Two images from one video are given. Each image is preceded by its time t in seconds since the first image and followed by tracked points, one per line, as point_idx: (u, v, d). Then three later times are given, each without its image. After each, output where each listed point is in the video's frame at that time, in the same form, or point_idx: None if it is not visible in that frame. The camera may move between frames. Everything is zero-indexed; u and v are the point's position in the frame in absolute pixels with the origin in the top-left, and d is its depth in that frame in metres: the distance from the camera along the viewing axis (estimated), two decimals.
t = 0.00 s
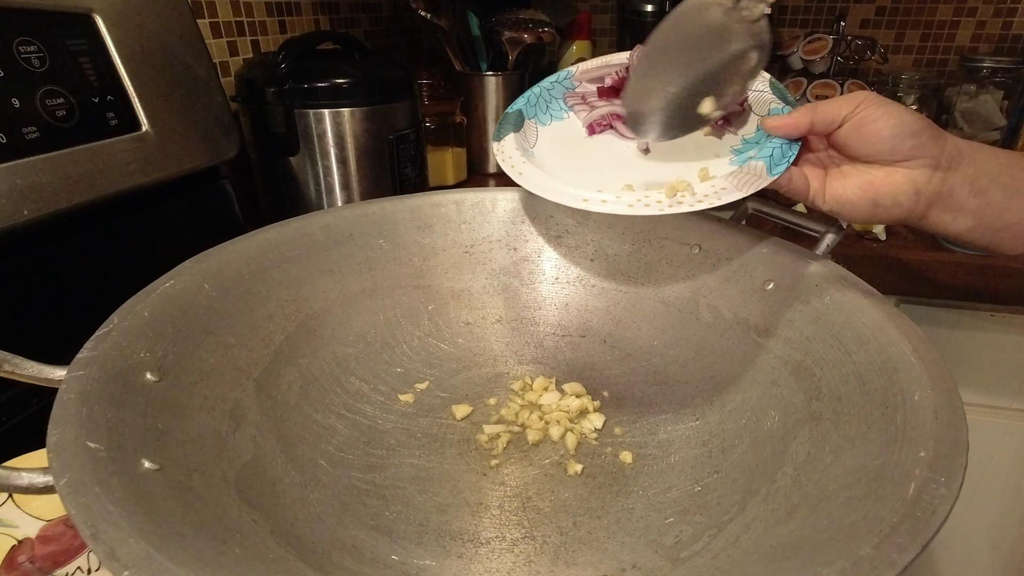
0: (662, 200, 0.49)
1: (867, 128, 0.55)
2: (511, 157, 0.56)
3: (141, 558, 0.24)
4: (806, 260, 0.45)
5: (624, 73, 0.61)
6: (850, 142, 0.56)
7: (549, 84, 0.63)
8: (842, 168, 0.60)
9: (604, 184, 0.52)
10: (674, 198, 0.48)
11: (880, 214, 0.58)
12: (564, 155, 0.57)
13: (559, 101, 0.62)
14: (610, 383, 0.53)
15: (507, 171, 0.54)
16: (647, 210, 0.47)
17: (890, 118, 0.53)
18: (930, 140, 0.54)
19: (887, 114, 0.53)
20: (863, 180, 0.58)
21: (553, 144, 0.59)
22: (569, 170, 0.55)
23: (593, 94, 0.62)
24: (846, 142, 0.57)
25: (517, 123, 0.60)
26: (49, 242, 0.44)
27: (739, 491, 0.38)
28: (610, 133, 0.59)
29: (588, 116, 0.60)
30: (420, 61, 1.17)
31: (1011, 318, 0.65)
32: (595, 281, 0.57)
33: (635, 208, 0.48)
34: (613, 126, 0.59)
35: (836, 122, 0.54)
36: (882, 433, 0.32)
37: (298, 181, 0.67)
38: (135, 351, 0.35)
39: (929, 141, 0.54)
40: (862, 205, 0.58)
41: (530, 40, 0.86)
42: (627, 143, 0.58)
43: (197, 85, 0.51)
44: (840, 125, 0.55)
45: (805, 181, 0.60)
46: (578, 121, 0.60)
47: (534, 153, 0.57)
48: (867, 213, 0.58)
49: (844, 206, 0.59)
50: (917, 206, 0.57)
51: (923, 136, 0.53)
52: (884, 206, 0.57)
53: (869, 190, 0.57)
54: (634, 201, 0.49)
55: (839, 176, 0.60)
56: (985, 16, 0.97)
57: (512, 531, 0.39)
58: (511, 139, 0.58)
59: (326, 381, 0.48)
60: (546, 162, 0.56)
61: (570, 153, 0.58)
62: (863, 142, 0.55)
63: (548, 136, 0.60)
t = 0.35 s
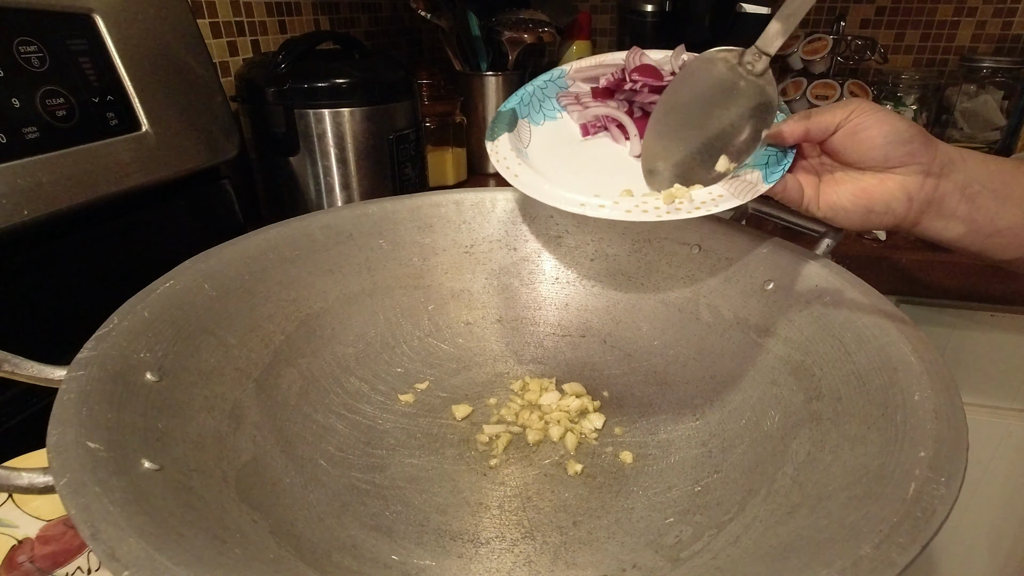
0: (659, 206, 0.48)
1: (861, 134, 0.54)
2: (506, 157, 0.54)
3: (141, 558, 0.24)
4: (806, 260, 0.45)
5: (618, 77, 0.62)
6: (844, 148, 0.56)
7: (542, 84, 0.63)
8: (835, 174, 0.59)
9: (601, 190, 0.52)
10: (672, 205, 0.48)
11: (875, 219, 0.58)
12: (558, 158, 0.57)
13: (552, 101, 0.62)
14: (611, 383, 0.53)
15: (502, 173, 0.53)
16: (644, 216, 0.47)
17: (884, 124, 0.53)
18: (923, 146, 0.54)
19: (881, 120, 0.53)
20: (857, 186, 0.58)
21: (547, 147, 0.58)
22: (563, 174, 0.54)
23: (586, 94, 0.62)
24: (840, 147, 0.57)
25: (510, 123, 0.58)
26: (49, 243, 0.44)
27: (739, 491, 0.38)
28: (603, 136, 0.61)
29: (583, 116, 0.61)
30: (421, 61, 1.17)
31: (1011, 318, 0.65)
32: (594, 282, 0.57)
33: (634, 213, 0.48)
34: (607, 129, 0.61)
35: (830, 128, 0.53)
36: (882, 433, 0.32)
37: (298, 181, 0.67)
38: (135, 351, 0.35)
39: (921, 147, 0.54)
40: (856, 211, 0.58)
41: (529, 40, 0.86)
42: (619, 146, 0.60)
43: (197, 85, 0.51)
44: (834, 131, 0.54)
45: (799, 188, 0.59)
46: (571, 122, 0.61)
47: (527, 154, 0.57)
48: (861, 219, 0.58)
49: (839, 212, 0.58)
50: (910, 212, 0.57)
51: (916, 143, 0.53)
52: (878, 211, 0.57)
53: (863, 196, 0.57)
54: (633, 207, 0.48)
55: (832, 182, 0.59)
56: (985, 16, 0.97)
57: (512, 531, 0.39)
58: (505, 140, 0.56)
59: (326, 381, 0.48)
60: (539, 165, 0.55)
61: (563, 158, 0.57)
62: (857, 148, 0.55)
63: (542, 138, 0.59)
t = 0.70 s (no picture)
0: (665, 197, 0.48)
1: (867, 125, 0.54)
2: (506, 145, 0.55)
3: (141, 558, 0.24)
4: (806, 260, 0.45)
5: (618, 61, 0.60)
6: (849, 139, 0.56)
7: (539, 69, 0.61)
8: (839, 164, 0.60)
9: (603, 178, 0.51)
10: (678, 196, 0.48)
11: (880, 210, 0.58)
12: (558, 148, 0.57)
13: (550, 87, 0.61)
14: (610, 383, 0.53)
15: (504, 162, 0.53)
16: (651, 207, 0.47)
17: (891, 115, 0.53)
18: (928, 137, 0.54)
19: (887, 111, 0.53)
20: (862, 176, 0.58)
21: (547, 135, 0.58)
22: (564, 162, 0.54)
23: (586, 79, 0.61)
24: (844, 138, 0.56)
25: (507, 110, 0.59)
26: (49, 243, 0.44)
27: (739, 491, 0.38)
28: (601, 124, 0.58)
29: (581, 104, 0.60)
30: (421, 62, 1.17)
31: (1012, 318, 0.65)
32: (594, 281, 0.57)
33: (640, 204, 0.47)
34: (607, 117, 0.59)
35: (836, 118, 0.53)
36: (882, 433, 0.32)
37: (299, 182, 0.67)
38: (135, 351, 0.35)
39: (927, 138, 0.54)
40: (861, 201, 0.58)
41: (529, 39, 0.86)
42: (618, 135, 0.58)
43: (198, 85, 0.51)
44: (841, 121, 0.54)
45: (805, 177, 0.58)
46: (570, 110, 0.60)
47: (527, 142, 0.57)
48: (866, 210, 0.58)
49: (843, 203, 0.59)
50: (913, 203, 0.57)
51: (921, 134, 0.54)
52: (883, 202, 0.57)
53: (868, 187, 0.57)
54: (639, 198, 0.48)
55: (836, 172, 0.59)
56: (985, 15, 0.97)
57: (512, 531, 0.39)
58: (503, 127, 0.57)
59: (326, 381, 0.48)
60: (541, 154, 0.55)
61: (565, 146, 0.57)
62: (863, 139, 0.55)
63: (542, 127, 0.59)
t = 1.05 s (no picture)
0: (665, 201, 0.48)
1: (862, 130, 0.54)
2: (508, 154, 0.54)
3: (140, 558, 0.24)
4: (806, 260, 0.45)
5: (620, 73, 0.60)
6: (846, 144, 0.56)
7: (541, 82, 0.62)
8: (837, 169, 0.60)
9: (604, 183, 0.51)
10: (677, 201, 0.48)
11: (877, 214, 0.58)
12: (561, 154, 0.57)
13: (552, 99, 0.61)
14: (610, 383, 0.53)
15: (505, 170, 0.53)
16: (650, 212, 0.47)
17: (886, 120, 0.53)
18: (925, 141, 0.54)
19: (882, 115, 0.53)
20: (859, 181, 0.58)
21: (550, 142, 0.58)
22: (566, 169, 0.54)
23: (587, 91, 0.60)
24: (841, 143, 0.57)
25: (511, 121, 0.59)
26: (48, 243, 0.44)
27: (739, 491, 0.38)
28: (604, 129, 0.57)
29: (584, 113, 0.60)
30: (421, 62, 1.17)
31: (1012, 318, 0.65)
32: (595, 282, 0.57)
33: (639, 209, 0.47)
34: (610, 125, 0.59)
35: (832, 124, 0.54)
36: (882, 433, 0.32)
37: (298, 182, 0.67)
38: (135, 351, 0.35)
39: (924, 142, 0.54)
40: (858, 205, 0.58)
41: (529, 39, 0.86)
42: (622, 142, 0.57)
43: (197, 85, 0.51)
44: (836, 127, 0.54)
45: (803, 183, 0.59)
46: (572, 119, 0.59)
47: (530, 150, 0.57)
48: (863, 213, 0.58)
49: (842, 208, 0.59)
50: (911, 207, 0.57)
51: (917, 137, 0.53)
52: (881, 207, 0.57)
53: (865, 190, 0.57)
54: (638, 202, 0.48)
55: (834, 177, 0.60)
56: (985, 15, 0.97)
57: (512, 531, 0.39)
58: (506, 138, 0.57)
59: (326, 381, 0.48)
60: (543, 160, 0.55)
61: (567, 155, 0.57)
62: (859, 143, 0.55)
63: (544, 135, 0.59)
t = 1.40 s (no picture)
0: (665, 197, 0.48)
1: (865, 126, 0.54)
2: (508, 145, 0.54)
3: (141, 558, 0.24)
4: (806, 260, 0.45)
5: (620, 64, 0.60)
6: (847, 140, 0.56)
7: (541, 71, 0.62)
8: (838, 164, 0.59)
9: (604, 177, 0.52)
10: (677, 196, 0.48)
11: (878, 210, 0.58)
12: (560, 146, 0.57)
13: (552, 88, 0.62)
14: (611, 383, 0.53)
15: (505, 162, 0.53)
16: (651, 207, 0.47)
17: (889, 116, 0.53)
18: (927, 139, 0.53)
19: (885, 112, 0.53)
20: (861, 177, 0.57)
21: (549, 135, 0.58)
22: (566, 160, 0.54)
23: (587, 80, 0.61)
24: (842, 138, 0.56)
25: (511, 111, 0.58)
26: (48, 243, 0.44)
27: (739, 491, 0.38)
28: (604, 123, 0.59)
29: (583, 104, 0.60)
30: (420, 62, 1.17)
31: (1012, 318, 0.65)
32: (594, 282, 0.57)
33: (640, 205, 0.47)
34: (608, 117, 0.59)
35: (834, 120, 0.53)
36: (882, 433, 0.32)
37: (299, 181, 0.67)
38: (135, 351, 0.35)
39: (926, 140, 0.53)
40: (860, 201, 0.57)
41: (529, 39, 0.86)
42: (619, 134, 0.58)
43: (197, 85, 0.51)
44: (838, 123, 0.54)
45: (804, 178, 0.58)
46: (572, 110, 0.60)
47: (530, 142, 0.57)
48: (863, 211, 0.58)
49: (842, 203, 0.58)
50: (911, 204, 0.57)
51: (919, 134, 0.53)
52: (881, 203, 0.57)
53: (866, 187, 0.57)
54: (639, 198, 0.48)
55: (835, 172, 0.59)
56: (985, 15, 0.97)
57: (512, 531, 0.39)
58: (506, 128, 0.56)
59: (326, 381, 0.48)
60: (543, 153, 0.55)
61: (567, 146, 0.57)
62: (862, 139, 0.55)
63: (544, 126, 0.59)
